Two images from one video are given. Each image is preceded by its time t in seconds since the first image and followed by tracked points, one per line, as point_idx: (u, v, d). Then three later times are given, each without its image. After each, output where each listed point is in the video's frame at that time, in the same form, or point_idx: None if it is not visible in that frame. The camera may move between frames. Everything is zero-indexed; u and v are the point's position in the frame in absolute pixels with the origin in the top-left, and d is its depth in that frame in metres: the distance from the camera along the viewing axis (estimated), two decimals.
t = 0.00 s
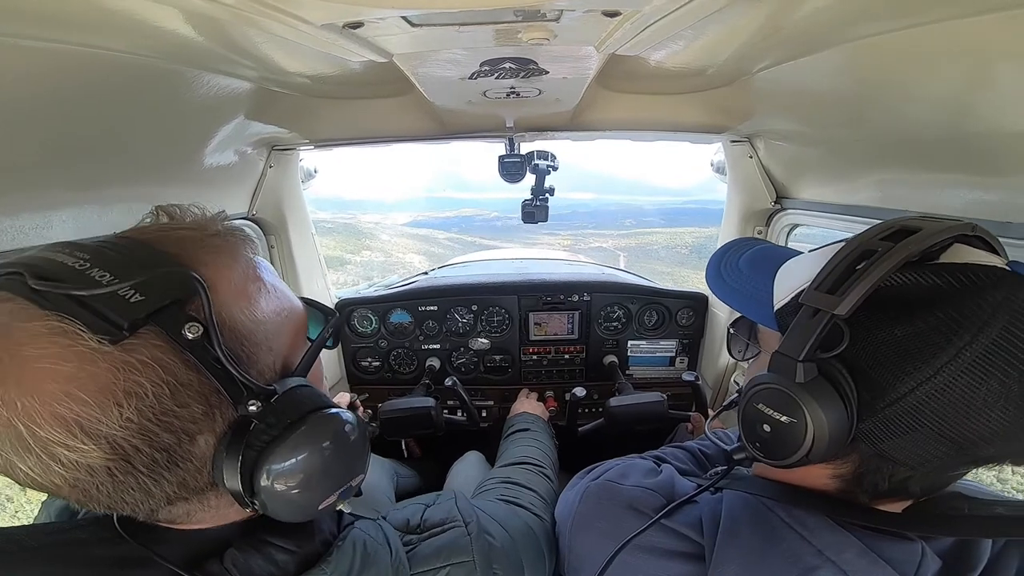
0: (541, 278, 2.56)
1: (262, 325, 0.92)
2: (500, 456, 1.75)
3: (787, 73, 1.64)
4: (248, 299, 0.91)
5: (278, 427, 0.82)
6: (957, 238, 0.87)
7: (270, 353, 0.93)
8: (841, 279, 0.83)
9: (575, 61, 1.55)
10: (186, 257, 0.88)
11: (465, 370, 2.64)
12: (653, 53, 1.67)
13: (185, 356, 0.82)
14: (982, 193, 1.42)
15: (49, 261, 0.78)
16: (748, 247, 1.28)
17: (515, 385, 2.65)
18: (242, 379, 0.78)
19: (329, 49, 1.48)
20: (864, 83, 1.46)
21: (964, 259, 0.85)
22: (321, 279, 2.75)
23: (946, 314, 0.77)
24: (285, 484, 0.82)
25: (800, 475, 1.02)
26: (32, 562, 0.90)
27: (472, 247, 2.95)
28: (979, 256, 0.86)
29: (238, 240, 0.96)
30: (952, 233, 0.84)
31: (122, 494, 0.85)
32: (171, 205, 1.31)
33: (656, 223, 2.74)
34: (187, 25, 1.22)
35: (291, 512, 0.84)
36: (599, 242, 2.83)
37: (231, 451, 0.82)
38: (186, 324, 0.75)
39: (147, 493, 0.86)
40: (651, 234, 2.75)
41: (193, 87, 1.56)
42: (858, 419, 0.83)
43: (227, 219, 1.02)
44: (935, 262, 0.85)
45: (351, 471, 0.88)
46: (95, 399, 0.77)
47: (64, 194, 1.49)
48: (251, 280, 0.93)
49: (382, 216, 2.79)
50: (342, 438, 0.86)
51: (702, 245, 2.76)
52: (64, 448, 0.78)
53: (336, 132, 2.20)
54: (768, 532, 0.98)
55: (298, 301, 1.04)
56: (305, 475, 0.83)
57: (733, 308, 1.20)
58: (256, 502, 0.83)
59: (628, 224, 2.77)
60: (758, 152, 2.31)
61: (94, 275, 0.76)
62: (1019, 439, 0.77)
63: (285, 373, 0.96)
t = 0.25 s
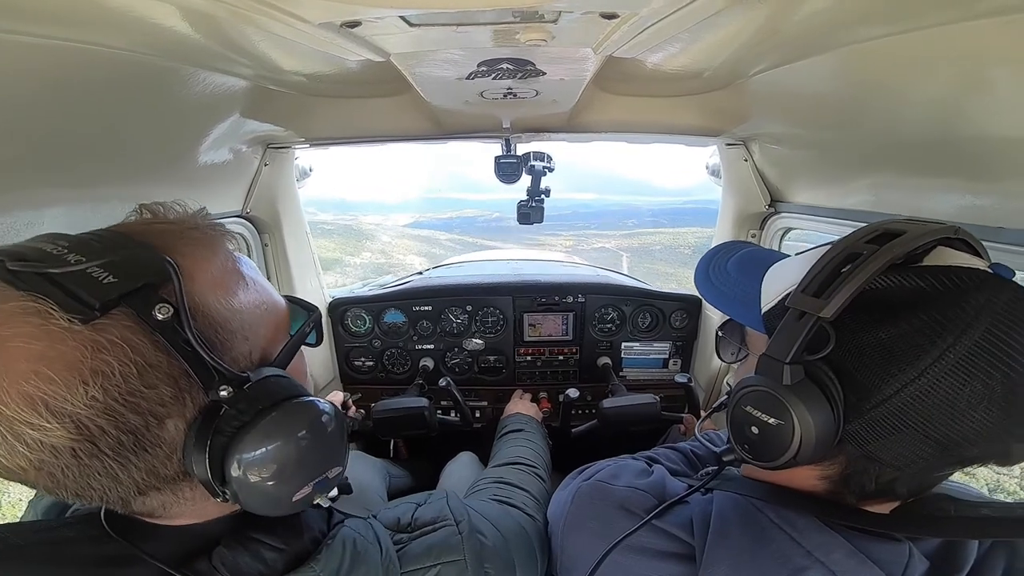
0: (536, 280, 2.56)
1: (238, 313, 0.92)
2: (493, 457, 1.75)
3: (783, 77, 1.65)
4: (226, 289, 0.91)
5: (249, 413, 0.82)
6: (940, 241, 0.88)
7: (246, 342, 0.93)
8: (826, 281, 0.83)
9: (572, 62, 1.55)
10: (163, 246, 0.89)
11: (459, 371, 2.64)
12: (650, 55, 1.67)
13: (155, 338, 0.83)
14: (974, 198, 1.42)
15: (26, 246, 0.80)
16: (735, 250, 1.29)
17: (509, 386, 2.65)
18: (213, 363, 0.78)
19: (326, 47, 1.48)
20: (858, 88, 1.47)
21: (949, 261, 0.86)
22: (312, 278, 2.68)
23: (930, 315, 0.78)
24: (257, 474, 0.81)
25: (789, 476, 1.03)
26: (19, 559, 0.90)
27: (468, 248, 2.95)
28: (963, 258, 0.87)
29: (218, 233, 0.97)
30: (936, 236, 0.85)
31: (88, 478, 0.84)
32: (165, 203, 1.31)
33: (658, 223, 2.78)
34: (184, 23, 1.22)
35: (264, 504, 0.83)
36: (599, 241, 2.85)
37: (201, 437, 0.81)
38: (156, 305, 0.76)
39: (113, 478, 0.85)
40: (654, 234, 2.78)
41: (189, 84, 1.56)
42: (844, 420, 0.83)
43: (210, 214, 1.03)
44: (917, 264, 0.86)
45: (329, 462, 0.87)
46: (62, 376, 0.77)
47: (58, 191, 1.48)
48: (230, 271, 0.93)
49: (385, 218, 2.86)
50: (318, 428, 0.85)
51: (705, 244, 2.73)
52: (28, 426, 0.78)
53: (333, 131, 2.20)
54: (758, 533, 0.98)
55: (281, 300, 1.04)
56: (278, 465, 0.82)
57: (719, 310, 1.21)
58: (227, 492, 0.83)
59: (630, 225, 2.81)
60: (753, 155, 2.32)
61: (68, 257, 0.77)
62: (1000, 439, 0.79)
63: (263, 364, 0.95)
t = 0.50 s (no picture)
0: (534, 281, 2.56)
1: (218, 312, 0.91)
2: (489, 456, 1.75)
3: (779, 78, 1.65)
4: (207, 288, 0.91)
5: (222, 411, 0.81)
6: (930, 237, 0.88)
7: (226, 341, 0.92)
8: (816, 277, 0.83)
9: (570, 63, 1.55)
10: (143, 246, 0.89)
11: (456, 372, 2.64)
12: (647, 56, 1.68)
13: (127, 334, 0.82)
14: (969, 199, 1.43)
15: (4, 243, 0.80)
16: (728, 250, 1.29)
17: (506, 387, 2.65)
18: (187, 360, 0.78)
19: (323, 48, 1.48)
20: (854, 89, 1.47)
21: (937, 258, 0.87)
22: (310, 279, 2.66)
23: (918, 310, 0.78)
24: (233, 474, 0.81)
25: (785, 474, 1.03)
26: (9, 561, 0.89)
27: (465, 249, 2.95)
28: (947, 254, 0.87)
29: (202, 233, 0.97)
30: (924, 233, 0.84)
31: (56, 474, 0.83)
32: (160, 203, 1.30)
33: (662, 222, 2.77)
34: (180, 23, 1.22)
35: (240, 504, 0.82)
36: (604, 242, 2.82)
37: (173, 436, 0.81)
38: (130, 300, 0.76)
39: (83, 473, 0.85)
40: (657, 234, 2.77)
41: (186, 85, 1.56)
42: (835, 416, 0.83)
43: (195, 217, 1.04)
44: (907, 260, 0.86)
45: (309, 462, 0.86)
46: (29, 370, 0.77)
47: (54, 191, 1.48)
48: (212, 270, 0.93)
49: (390, 220, 2.84)
50: (298, 428, 0.84)
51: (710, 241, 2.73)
52: None
53: (330, 133, 2.20)
54: (754, 531, 0.97)
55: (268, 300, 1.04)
56: (254, 465, 0.81)
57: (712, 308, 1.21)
58: (202, 491, 0.83)
59: (634, 224, 2.79)
60: (749, 156, 2.32)
61: (42, 253, 0.78)
62: (990, 433, 0.79)
63: (243, 363, 0.95)
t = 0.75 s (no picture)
0: (533, 281, 2.56)
1: (212, 313, 0.91)
2: (489, 456, 1.75)
3: (778, 78, 1.65)
4: (201, 290, 0.91)
5: (220, 414, 0.81)
6: (925, 237, 0.89)
7: (222, 343, 0.92)
8: (811, 277, 0.83)
9: (569, 63, 1.55)
10: (133, 250, 0.89)
11: (455, 372, 2.64)
12: (646, 56, 1.68)
13: (119, 339, 0.82)
14: (968, 199, 1.43)
15: None
16: (727, 250, 1.29)
17: (505, 387, 2.65)
18: (182, 364, 0.78)
19: (321, 49, 1.48)
20: (853, 89, 1.47)
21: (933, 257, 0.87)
22: (309, 279, 2.66)
23: (912, 310, 0.78)
24: (233, 476, 0.81)
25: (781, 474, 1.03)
26: (9, 563, 0.89)
27: (464, 249, 2.95)
28: (944, 254, 0.87)
29: (195, 233, 0.97)
30: (919, 233, 0.85)
31: (57, 480, 0.84)
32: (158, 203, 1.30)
33: (667, 222, 2.77)
34: (178, 23, 1.22)
35: (240, 506, 0.82)
36: (610, 242, 2.82)
37: (171, 440, 0.81)
38: (120, 305, 0.75)
39: (83, 479, 0.85)
40: (662, 234, 2.77)
41: (185, 85, 1.56)
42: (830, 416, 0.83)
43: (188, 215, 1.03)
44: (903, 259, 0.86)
45: (309, 463, 0.86)
46: (21, 378, 0.77)
47: (53, 191, 1.48)
48: (205, 270, 0.93)
49: (393, 221, 2.85)
50: (297, 428, 0.85)
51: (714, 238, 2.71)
52: None
53: (329, 133, 2.20)
54: (753, 531, 0.97)
55: (266, 298, 1.04)
56: (255, 466, 0.81)
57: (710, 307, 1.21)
58: (202, 493, 0.83)
59: (639, 224, 2.80)
60: (748, 157, 2.32)
61: (31, 259, 0.77)
62: (985, 432, 0.79)
63: (241, 364, 0.95)
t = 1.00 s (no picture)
0: (535, 281, 2.56)
1: (211, 313, 0.91)
2: (491, 456, 1.75)
3: (779, 78, 1.65)
4: (199, 291, 0.91)
5: (220, 415, 0.81)
6: (924, 235, 0.89)
7: (221, 343, 0.92)
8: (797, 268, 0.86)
9: (570, 63, 1.55)
10: (131, 252, 0.88)
11: (457, 373, 2.64)
12: (646, 56, 1.68)
13: (117, 341, 0.81)
14: (970, 198, 1.43)
15: None
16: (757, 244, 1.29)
17: (506, 387, 2.65)
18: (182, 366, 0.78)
19: (322, 50, 1.48)
20: (853, 89, 1.47)
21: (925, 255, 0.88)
22: (309, 277, 2.66)
23: (888, 297, 0.80)
24: (233, 476, 0.81)
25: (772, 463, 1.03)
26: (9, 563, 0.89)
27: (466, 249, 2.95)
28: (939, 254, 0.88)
29: (192, 234, 0.97)
30: (913, 229, 0.85)
31: (59, 481, 0.84)
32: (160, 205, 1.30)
33: (673, 222, 2.78)
34: (179, 24, 1.22)
35: (241, 506, 0.82)
36: (615, 243, 2.82)
37: (171, 441, 0.81)
38: (118, 307, 0.75)
39: (86, 480, 0.85)
40: (668, 233, 2.80)
41: (186, 86, 1.56)
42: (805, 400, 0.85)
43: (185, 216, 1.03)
44: (894, 255, 0.87)
45: (310, 463, 0.87)
46: (21, 381, 0.77)
47: (55, 191, 1.48)
48: (203, 270, 0.93)
49: (397, 221, 2.87)
50: (298, 428, 0.85)
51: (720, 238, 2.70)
52: None
53: (331, 134, 2.20)
54: (751, 525, 0.97)
55: (265, 297, 1.04)
56: (255, 467, 0.81)
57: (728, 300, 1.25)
58: (203, 494, 0.83)
59: (645, 223, 2.81)
60: (749, 156, 2.32)
61: (28, 261, 0.77)
62: (954, 429, 0.78)
63: (241, 364, 0.95)
